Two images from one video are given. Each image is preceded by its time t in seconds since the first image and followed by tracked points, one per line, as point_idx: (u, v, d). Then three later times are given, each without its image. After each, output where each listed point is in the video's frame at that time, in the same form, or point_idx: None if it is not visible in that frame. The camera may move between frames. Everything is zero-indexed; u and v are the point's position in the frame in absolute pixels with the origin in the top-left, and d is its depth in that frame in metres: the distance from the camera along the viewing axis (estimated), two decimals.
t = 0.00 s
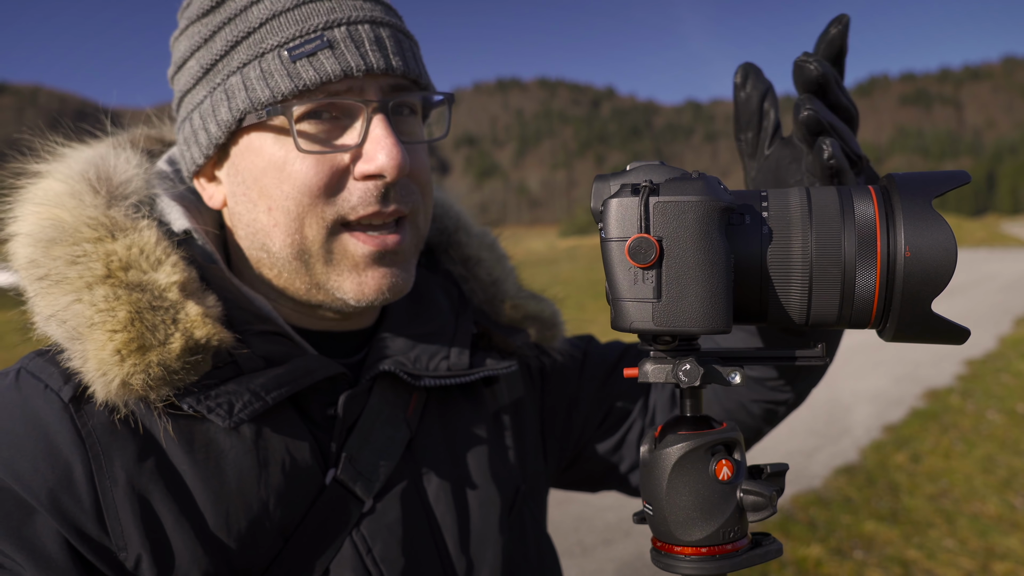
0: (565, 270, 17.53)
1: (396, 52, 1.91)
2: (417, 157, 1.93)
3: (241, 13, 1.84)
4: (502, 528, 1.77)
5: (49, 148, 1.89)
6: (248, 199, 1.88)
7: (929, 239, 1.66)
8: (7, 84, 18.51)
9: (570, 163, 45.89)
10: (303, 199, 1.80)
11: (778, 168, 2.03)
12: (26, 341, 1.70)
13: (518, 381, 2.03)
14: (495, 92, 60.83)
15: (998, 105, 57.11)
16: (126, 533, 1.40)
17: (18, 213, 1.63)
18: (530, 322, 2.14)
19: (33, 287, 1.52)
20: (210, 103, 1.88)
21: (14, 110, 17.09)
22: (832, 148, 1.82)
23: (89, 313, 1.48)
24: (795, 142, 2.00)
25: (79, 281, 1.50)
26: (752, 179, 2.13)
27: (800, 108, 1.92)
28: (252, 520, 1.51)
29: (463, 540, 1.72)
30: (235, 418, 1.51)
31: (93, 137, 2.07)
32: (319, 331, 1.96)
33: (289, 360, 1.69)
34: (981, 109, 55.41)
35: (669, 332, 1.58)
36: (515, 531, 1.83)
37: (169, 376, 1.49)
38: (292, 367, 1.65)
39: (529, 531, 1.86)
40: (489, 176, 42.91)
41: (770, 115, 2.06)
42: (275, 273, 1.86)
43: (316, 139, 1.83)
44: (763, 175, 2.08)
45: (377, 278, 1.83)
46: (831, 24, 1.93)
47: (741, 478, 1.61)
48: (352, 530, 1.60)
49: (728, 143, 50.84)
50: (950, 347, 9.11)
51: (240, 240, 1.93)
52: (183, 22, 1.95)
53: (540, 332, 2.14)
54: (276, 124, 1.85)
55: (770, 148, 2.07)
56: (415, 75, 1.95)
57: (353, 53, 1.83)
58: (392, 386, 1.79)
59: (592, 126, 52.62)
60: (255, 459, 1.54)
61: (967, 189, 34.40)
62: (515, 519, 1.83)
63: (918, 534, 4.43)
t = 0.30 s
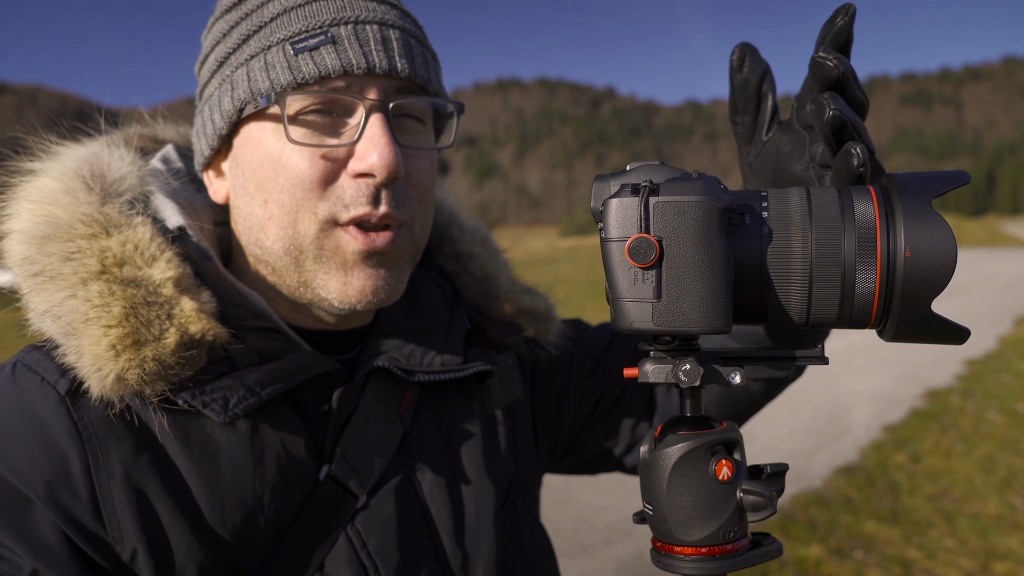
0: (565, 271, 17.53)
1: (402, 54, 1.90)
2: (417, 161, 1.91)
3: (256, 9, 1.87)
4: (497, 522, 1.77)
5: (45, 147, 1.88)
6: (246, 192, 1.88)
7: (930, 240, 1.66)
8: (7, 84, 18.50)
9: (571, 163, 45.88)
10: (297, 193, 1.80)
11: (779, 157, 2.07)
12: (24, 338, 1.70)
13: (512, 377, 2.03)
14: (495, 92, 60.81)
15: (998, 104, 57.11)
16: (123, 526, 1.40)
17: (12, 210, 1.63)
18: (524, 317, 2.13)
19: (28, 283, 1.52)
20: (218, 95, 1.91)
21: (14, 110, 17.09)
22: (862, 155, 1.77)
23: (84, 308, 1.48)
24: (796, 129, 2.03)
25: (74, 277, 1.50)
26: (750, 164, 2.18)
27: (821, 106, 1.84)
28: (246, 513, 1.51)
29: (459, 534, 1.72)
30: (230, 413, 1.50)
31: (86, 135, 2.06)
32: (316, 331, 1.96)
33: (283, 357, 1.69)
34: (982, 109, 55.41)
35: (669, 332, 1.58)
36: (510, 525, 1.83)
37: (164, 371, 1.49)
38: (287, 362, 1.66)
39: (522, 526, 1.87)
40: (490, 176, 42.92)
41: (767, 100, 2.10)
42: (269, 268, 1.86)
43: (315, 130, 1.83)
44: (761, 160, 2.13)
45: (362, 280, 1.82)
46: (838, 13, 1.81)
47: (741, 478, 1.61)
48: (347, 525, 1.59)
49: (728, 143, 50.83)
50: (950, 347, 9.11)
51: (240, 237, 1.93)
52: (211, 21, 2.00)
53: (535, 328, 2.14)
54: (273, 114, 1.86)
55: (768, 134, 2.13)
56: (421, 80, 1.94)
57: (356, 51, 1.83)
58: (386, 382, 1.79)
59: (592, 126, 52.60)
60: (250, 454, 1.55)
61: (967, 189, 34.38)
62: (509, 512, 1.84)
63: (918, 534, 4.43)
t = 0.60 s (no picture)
0: (565, 270, 17.53)
1: (418, 59, 1.90)
2: (430, 164, 1.90)
3: (271, 11, 1.87)
4: (498, 521, 1.76)
5: (52, 145, 1.87)
6: (257, 191, 1.89)
7: (930, 240, 1.66)
8: (7, 83, 18.48)
9: (571, 163, 45.87)
10: (308, 192, 1.79)
11: (827, 146, 2.03)
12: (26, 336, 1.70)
13: (513, 379, 2.03)
14: (495, 92, 60.80)
15: (999, 104, 57.10)
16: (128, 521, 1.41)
17: (19, 206, 1.63)
18: (526, 317, 2.12)
19: (34, 280, 1.52)
20: (232, 95, 1.90)
21: (14, 109, 17.05)
22: (916, 148, 1.74)
23: (90, 304, 1.48)
24: (844, 116, 1.99)
25: (81, 274, 1.50)
26: (792, 155, 2.12)
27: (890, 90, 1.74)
28: (250, 511, 1.51)
29: (461, 532, 1.71)
30: (235, 410, 1.51)
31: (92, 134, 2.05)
32: (320, 330, 1.96)
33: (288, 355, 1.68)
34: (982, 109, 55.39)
35: (669, 332, 1.58)
36: (511, 524, 1.83)
37: (169, 367, 1.49)
38: (291, 361, 1.65)
39: (524, 525, 1.87)
40: (490, 176, 42.92)
41: (813, 91, 2.06)
42: (279, 266, 1.86)
43: (331, 132, 1.84)
44: (806, 150, 2.08)
45: (375, 276, 1.80)
46: None
47: (741, 478, 1.61)
48: (349, 523, 1.60)
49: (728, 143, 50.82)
50: (950, 347, 9.10)
51: (249, 235, 1.94)
52: (222, 20, 1.99)
53: (536, 328, 2.13)
54: (290, 115, 1.85)
55: (812, 125, 2.08)
56: (435, 84, 1.94)
57: (372, 55, 1.82)
58: (388, 383, 1.79)
59: (592, 126, 52.59)
60: (254, 451, 1.54)
61: (967, 189, 34.36)
62: (510, 513, 1.84)
63: (918, 534, 4.43)
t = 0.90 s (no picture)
0: (565, 271, 17.53)
1: (399, 46, 1.90)
2: (417, 150, 1.91)
3: (249, 7, 1.84)
4: (503, 527, 1.76)
5: (49, 148, 1.85)
6: (247, 187, 1.86)
7: (929, 239, 1.66)
8: (7, 83, 18.49)
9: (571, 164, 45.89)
10: (300, 184, 1.77)
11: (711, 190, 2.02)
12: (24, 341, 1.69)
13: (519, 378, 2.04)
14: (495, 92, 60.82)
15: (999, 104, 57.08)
16: (125, 534, 1.37)
17: (16, 212, 1.60)
18: (528, 317, 2.16)
19: (31, 287, 1.49)
20: (214, 93, 1.87)
21: (14, 108, 17.04)
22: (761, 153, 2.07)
23: (88, 313, 1.44)
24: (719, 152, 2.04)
25: (78, 281, 1.46)
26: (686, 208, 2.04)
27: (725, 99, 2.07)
28: (250, 518, 1.48)
29: (463, 537, 1.71)
30: (235, 418, 1.48)
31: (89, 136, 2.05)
32: (318, 331, 1.94)
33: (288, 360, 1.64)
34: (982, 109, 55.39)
35: (668, 332, 1.58)
36: (518, 530, 1.82)
37: (168, 376, 1.46)
38: (291, 366, 1.61)
39: (530, 529, 1.86)
40: (490, 176, 42.93)
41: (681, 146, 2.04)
42: (273, 262, 1.83)
43: (318, 125, 1.81)
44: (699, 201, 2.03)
45: (370, 264, 1.80)
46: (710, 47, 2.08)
47: (741, 478, 1.61)
48: (351, 527, 1.59)
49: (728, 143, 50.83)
50: (950, 348, 9.11)
51: (239, 234, 1.91)
52: (196, 20, 1.95)
53: (537, 328, 2.19)
54: (277, 109, 1.83)
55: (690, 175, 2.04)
56: (417, 71, 1.94)
57: (356, 45, 1.83)
58: (391, 386, 1.78)
59: (593, 126, 52.60)
60: (254, 457, 1.51)
61: (968, 189, 34.35)
62: (517, 518, 1.83)
63: (918, 534, 4.42)
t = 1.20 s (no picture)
0: (565, 271, 17.54)
1: (345, 33, 1.81)
2: (373, 139, 1.83)
3: (197, 8, 1.78)
4: (501, 526, 1.79)
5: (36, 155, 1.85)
6: (208, 188, 1.79)
7: (930, 241, 1.66)
8: (7, 84, 18.48)
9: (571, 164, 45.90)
10: (258, 183, 1.70)
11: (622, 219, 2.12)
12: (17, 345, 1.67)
13: (508, 380, 2.11)
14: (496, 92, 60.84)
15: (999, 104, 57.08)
16: (114, 539, 1.34)
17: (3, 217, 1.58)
18: (520, 320, 2.18)
19: (19, 293, 1.47)
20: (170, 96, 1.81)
21: (14, 108, 17.02)
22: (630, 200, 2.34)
23: (74, 317, 1.41)
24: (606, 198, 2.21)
25: (64, 286, 1.43)
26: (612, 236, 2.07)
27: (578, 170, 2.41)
28: (242, 521, 1.46)
29: (458, 538, 1.71)
30: (223, 420, 1.46)
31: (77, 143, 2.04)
32: (304, 333, 1.87)
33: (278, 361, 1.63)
34: (982, 109, 55.41)
35: (669, 332, 1.58)
36: (515, 533, 1.84)
37: (155, 379, 1.43)
38: (281, 366, 1.60)
39: (526, 529, 1.89)
40: (490, 176, 42.96)
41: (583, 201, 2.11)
42: (239, 265, 1.77)
43: (267, 121, 1.74)
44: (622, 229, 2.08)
45: (334, 267, 1.73)
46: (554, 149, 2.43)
47: (741, 478, 1.61)
48: (345, 528, 1.58)
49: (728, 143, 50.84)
50: (950, 347, 9.11)
51: (209, 235, 1.82)
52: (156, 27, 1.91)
53: (530, 331, 2.20)
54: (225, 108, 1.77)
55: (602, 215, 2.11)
56: (367, 57, 1.85)
57: (298, 35, 1.74)
58: (385, 386, 1.78)
59: (593, 126, 52.61)
60: (243, 461, 1.49)
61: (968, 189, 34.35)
62: (515, 519, 1.86)
63: (918, 534, 4.42)
